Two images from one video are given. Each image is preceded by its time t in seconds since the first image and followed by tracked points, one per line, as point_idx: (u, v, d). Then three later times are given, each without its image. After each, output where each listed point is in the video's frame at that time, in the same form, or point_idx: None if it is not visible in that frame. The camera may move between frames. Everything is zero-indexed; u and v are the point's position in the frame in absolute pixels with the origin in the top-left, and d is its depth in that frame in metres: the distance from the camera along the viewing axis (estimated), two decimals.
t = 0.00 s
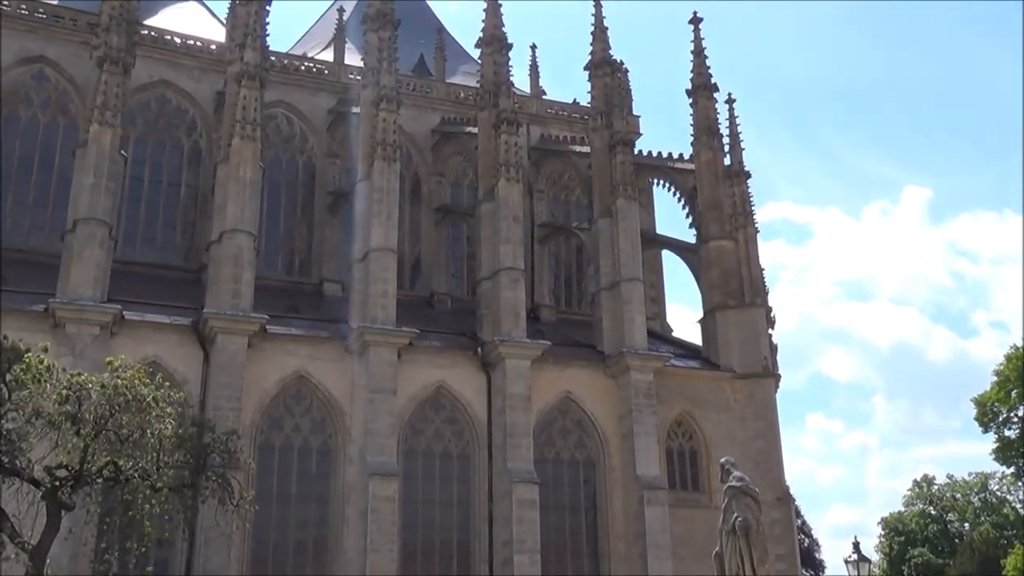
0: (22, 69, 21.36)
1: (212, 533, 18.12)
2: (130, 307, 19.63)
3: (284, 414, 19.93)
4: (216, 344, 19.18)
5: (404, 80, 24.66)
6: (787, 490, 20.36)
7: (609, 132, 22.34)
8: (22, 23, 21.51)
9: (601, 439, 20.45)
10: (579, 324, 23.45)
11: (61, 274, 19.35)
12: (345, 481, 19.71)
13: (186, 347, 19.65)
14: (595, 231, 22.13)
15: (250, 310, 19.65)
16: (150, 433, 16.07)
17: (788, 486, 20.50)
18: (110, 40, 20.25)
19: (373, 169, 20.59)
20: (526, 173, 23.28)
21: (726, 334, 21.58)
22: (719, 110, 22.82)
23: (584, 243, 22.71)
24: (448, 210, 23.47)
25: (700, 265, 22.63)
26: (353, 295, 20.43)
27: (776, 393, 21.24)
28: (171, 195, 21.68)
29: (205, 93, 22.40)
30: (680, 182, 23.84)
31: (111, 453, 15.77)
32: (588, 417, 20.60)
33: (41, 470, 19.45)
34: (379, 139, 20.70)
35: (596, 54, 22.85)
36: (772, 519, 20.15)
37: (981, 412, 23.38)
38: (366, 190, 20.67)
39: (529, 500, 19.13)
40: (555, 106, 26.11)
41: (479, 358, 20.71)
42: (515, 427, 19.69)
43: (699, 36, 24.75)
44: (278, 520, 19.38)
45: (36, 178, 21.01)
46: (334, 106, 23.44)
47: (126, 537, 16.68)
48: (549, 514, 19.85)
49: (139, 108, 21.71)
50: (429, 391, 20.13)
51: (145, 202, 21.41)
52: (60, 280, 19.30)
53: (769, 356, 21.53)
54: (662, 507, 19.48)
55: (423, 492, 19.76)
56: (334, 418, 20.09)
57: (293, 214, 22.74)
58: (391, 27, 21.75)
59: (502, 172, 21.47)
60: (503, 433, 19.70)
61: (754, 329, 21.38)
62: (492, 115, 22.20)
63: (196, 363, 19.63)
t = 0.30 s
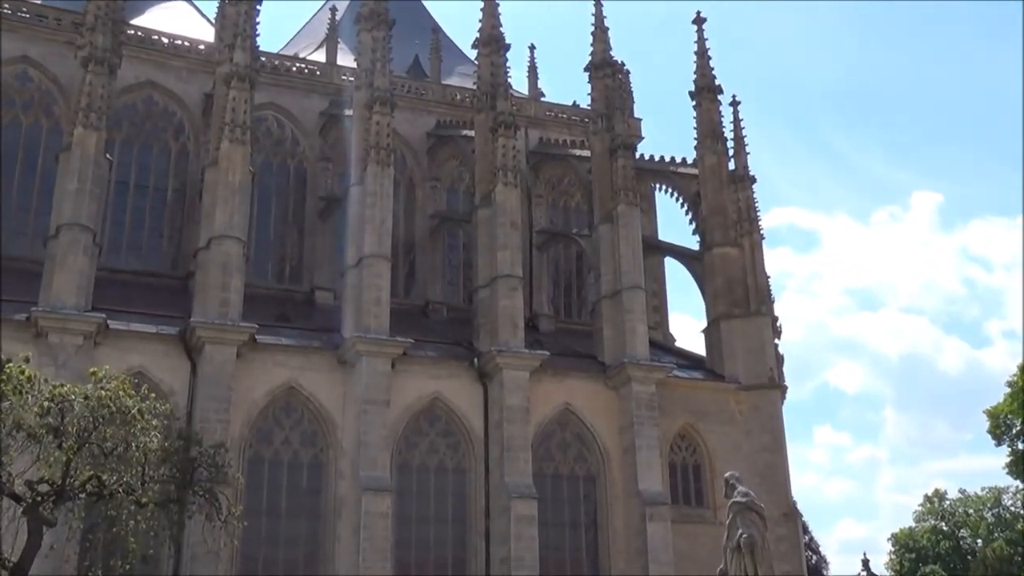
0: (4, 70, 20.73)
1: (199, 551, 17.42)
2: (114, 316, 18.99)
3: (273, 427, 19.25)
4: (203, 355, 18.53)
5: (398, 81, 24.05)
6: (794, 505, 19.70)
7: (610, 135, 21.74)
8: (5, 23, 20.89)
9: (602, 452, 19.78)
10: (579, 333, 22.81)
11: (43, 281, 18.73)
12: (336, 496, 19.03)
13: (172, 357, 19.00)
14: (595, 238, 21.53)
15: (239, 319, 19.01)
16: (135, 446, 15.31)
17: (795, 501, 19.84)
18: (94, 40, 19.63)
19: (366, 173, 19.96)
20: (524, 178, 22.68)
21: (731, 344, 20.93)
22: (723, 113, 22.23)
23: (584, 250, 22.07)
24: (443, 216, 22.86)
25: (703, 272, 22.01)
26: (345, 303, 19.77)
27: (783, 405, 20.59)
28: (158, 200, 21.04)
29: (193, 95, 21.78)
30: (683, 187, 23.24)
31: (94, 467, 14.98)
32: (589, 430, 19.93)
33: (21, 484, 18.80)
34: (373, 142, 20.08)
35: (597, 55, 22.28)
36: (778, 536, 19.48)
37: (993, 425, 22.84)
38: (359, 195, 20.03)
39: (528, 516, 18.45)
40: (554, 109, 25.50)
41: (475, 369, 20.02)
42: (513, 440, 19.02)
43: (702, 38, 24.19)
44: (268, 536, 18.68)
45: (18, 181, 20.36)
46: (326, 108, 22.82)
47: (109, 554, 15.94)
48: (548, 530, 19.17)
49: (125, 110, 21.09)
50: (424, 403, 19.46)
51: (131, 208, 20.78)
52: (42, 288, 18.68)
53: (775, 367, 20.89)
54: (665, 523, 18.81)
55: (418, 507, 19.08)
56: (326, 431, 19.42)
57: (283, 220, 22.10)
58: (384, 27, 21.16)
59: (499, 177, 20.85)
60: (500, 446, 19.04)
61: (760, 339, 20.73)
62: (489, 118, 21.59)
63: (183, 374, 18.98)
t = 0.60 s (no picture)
0: None
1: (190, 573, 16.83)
2: (103, 331, 18.44)
3: (266, 445, 18.68)
4: (194, 371, 17.97)
5: (394, 89, 23.59)
6: (803, 524, 19.13)
7: (612, 144, 21.29)
8: None
9: (605, 470, 19.21)
10: (580, 347, 22.27)
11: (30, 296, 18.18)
12: (332, 516, 18.45)
13: (162, 373, 18.43)
14: (597, 249, 21.04)
15: (231, 334, 18.48)
16: (125, 465, 14.74)
17: (804, 520, 19.27)
18: (83, 48, 19.15)
19: (361, 184, 19.48)
20: (524, 188, 22.21)
21: (737, 358, 20.40)
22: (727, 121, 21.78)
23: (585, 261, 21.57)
24: (441, 227, 22.41)
25: (708, 284, 21.50)
26: (340, 317, 19.23)
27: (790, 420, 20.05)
28: (147, 212, 20.53)
29: (183, 104, 21.30)
30: (687, 197, 22.76)
31: (81, 487, 14.42)
32: (591, 447, 19.37)
33: (7, 505, 18.18)
34: (369, 152, 19.60)
35: (598, 62, 21.85)
36: (787, 555, 18.90)
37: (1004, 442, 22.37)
38: (354, 206, 19.53)
39: (529, 536, 17.88)
40: (554, 118, 25.08)
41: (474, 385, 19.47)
42: (514, 457, 18.47)
43: (705, 45, 23.75)
44: (261, 558, 18.09)
45: (4, 193, 19.83)
46: (321, 117, 22.35)
47: None
48: (550, 550, 18.60)
49: (114, 120, 20.60)
50: (422, 419, 18.91)
51: (120, 220, 20.26)
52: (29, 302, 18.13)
53: (782, 381, 20.35)
54: (671, 543, 18.24)
55: (416, 527, 18.50)
56: (320, 449, 18.85)
57: (276, 232, 21.60)
58: (380, 34, 20.71)
59: (499, 187, 20.36)
60: (500, 464, 18.48)
61: (767, 353, 20.20)
62: (488, 127, 21.13)
63: (173, 390, 18.43)
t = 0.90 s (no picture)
0: None
1: None
2: (88, 350, 17.80)
3: (258, 468, 18.00)
4: (183, 390, 17.33)
5: (389, 99, 23.02)
6: (815, 548, 18.44)
7: (615, 155, 20.75)
8: None
9: (609, 493, 18.54)
10: (582, 364, 21.65)
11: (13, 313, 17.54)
12: (325, 541, 17.78)
13: (150, 393, 17.78)
14: (599, 263, 20.43)
15: (221, 352, 17.84)
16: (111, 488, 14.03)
17: (815, 544, 18.60)
18: (68, 57, 18.56)
19: (356, 197, 18.87)
20: (524, 200, 21.62)
21: (745, 376, 19.77)
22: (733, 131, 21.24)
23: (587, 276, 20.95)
24: (438, 240, 21.84)
25: (714, 300, 20.87)
26: (334, 335, 18.59)
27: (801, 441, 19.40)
28: (135, 226, 19.93)
29: (173, 115, 20.72)
30: (693, 210, 22.18)
31: (66, 511, 13.70)
32: (595, 468, 18.69)
33: None
34: (364, 163, 19.00)
35: (601, 71, 21.31)
36: None
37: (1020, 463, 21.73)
38: (348, 219, 18.92)
39: (530, 562, 17.18)
40: (556, 129, 24.51)
41: (473, 404, 18.77)
42: (515, 479, 17.80)
43: (710, 54, 23.18)
44: None
45: None
46: (315, 128, 21.77)
47: None
48: None
49: (101, 132, 20.01)
50: (419, 440, 18.24)
51: (107, 234, 19.66)
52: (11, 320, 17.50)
53: (792, 400, 19.70)
54: (678, 569, 17.55)
55: (413, 552, 17.81)
56: (314, 471, 18.18)
57: (268, 246, 21.00)
58: (376, 42, 20.16)
59: (498, 200, 19.75)
60: (501, 486, 17.81)
61: (776, 371, 19.55)
62: (487, 137, 20.56)
63: (160, 411, 17.76)
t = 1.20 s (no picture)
0: None
1: None
2: (76, 364, 17.27)
3: (251, 485, 17.44)
4: (174, 406, 16.79)
5: (386, 106, 22.56)
6: (825, 568, 17.90)
7: (618, 163, 20.33)
8: None
9: (613, 510, 17.99)
10: (584, 378, 21.15)
11: None
12: (320, 561, 17.22)
13: (140, 409, 17.24)
14: (601, 274, 19.95)
15: (213, 366, 17.30)
16: (99, 506, 13.36)
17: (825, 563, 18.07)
18: (56, 64, 18.08)
19: (352, 207, 18.37)
20: (524, 210, 21.17)
21: (754, 390, 19.31)
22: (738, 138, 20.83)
23: (590, 288, 20.48)
24: (436, 251, 21.33)
25: (720, 311, 20.41)
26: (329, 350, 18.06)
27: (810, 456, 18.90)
28: (125, 237, 19.47)
29: (163, 123, 20.29)
30: (698, 219, 21.73)
31: (53, 531, 13.13)
32: (598, 485, 18.13)
33: None
34: (360, 172, 18.51)
35: (603, 77, 20.86)
36: None
37: None
38: (344, 229, 18.42)
39: None
40: (558, 137, 24.04)
41: (472, 420, 18.22)
42: (516, 497, 17.26)
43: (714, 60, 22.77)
44: None
45: None
46: (309, 136, 21.31)
47: None
48: None
49: (90, 140, 19.56)
50: (417, 457, 17.70)
51: (95, 244, 19.22)
52: None
53: (801, 415, 19.21)
54: None
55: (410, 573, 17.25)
56: (308, 489, 17.63)
57: (261, 257, 20.53)
58: (372, 48, 19.70)
59: (498, 209, 19.26)
60: (501, 504, 17.27)
61: (785, 385, 19.07)
62: (486, 145, 20.12)
63: (151, 427, 17.22)
